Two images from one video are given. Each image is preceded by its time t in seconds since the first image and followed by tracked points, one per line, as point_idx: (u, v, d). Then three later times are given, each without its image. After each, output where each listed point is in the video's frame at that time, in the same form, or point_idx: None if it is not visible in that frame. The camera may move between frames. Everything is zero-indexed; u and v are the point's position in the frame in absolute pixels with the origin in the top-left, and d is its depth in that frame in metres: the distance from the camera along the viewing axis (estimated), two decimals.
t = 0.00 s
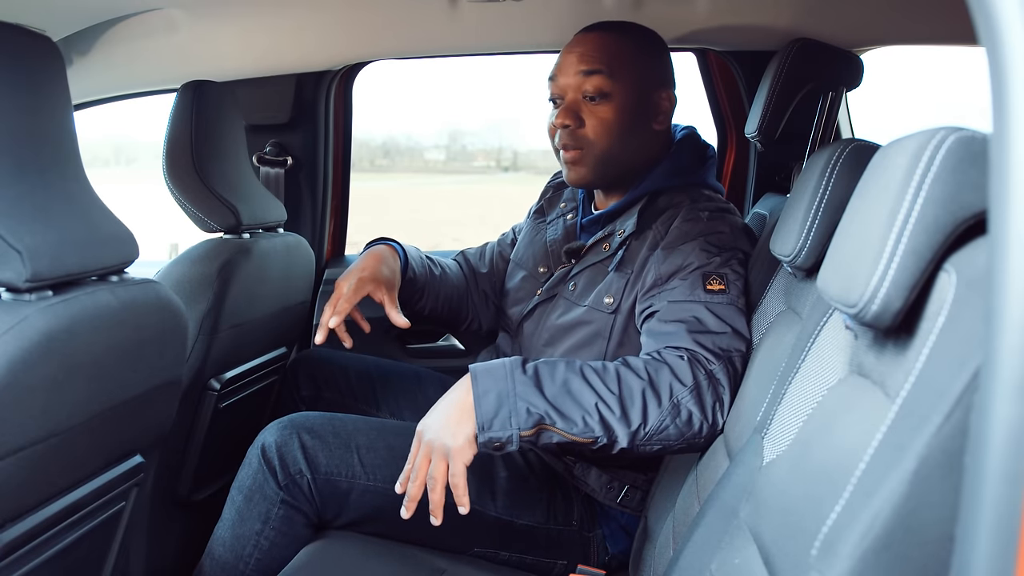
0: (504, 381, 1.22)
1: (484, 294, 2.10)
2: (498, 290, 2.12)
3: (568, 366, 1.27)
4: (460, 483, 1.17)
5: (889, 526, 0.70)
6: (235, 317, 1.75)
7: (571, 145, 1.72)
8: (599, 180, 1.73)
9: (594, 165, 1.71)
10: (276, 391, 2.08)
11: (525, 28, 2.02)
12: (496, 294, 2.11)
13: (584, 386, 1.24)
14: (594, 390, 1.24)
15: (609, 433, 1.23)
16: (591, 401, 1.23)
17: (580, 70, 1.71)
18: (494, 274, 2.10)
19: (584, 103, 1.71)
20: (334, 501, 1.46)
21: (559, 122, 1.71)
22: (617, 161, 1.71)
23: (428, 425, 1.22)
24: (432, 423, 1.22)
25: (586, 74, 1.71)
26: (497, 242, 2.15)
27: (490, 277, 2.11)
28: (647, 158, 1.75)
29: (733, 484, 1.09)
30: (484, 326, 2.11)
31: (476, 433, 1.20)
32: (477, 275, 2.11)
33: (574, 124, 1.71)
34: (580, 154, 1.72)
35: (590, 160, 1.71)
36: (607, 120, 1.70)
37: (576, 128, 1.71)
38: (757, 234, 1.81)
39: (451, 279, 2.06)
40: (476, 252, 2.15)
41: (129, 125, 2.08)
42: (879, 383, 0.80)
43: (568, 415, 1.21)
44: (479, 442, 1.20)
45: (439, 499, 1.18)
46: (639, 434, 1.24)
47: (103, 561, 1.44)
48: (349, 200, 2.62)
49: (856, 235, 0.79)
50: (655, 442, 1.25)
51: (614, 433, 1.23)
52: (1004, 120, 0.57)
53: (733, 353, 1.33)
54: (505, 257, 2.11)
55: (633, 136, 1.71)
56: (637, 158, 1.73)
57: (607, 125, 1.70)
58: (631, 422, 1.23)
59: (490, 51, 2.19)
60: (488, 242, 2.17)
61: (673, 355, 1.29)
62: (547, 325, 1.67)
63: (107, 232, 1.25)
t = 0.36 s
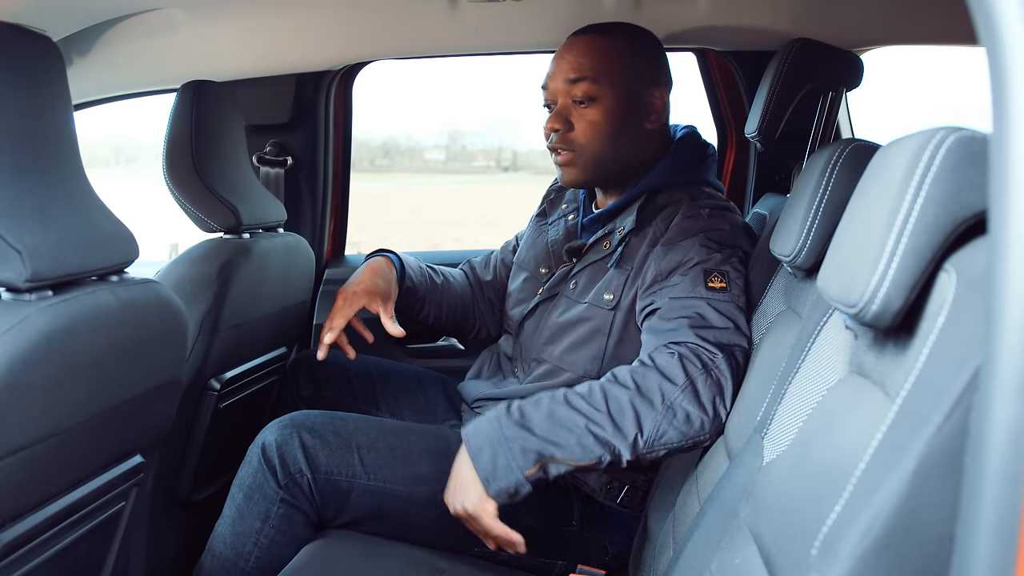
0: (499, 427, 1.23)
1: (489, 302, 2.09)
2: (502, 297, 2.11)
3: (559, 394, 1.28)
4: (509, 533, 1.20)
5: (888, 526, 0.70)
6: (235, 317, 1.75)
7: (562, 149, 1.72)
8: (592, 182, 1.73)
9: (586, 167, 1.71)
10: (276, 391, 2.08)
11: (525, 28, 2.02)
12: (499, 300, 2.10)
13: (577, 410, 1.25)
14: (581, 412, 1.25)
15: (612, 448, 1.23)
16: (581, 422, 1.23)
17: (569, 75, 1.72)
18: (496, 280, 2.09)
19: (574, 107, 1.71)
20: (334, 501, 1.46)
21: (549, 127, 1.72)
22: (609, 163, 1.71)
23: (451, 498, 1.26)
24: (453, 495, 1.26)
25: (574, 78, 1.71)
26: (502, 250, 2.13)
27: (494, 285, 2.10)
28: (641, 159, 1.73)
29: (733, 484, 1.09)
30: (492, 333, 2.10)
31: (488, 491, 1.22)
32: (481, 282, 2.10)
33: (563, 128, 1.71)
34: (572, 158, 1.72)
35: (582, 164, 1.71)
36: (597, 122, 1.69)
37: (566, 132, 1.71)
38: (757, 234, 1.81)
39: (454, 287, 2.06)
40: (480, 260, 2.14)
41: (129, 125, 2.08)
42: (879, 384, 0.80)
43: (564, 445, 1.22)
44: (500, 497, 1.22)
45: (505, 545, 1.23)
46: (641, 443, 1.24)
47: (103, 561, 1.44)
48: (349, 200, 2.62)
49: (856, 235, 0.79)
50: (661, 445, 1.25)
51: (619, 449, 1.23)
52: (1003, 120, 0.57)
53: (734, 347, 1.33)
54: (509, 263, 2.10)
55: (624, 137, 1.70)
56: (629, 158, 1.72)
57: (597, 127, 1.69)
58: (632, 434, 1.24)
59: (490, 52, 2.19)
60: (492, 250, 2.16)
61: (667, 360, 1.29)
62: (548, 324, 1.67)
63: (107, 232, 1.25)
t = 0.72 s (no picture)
0: (512, 547, 1.29)
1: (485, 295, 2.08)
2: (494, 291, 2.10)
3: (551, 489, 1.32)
4: None
5: (888, 526, 0.70)
6: (235, 317, 1.75)
7: (545, 155, 1.72)
8: (576, 184, 1.73)
9: (571, 170, 1.71)
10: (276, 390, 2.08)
11: (525, 28, 2.02)
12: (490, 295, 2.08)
13: (573, 496, 1.28)
14: (577, 494, 1.28)
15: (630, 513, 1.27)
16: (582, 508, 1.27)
17: (541, 82, 1.71)
18: (488, 274, 2.09)
19: (549, 112, 1.70)
20: (333, 492, 1.47)
21: (528, 137, 1.72)
22: (592, 164, 1.70)
23: None
24: None
25: (547, 84, 1.70)
26: (490, 245, 2.15)
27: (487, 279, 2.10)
28: (624, 157, 1.73)
29: (733, 484, 1.09)
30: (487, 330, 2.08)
31: None
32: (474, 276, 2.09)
33: (542, 136, 1.71)
34: (555, 163, 1.71)
35: (566, 167, 1.71)
36: (575, 125, 1.69)
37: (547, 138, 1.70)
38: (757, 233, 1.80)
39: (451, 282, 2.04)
40: (469, 255, 2.15)
41: (129, 125, 2.08)
42: (879, 383, 0.80)
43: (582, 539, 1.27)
44: None
45: None
46: (645, 490, 1.26)
47: (103, 561, 1.44)
48: (349, 200, 2.62)
49: (856, 235, 0.79)
50: (667, 483, 1.27)
51: (631, 505, 1.26)
52: (1003, 120, 0.57)
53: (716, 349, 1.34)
54: (498, 256, 2.12)
55: (603, 137, 1.70)
56: (612, 157, 1.72)
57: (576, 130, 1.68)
58: (632, 487, 1.26)
59: (491, 52, 2.19)
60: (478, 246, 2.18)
61: (640, 403, 1.31)
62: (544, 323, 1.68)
63: (107, 232, 1.25)
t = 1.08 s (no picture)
0: (519, 559, 1.29)
1: (463, 298, 2.10)
2: (480, 293, 2.11)
3: (557, 500, 1.32)
4: None
5: (889, 526, 0.70)
6: (235, 317, 1.75)
7: (532, 156, 1.67)
8: (563, 185, 1.70)
9: (557, 172, 1.67)
10: (276, 391, 2.08)
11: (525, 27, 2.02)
12: (478, 298, 2.10)
13: (580, 509, 1.28)
14: (585, 507, 1.28)
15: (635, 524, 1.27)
16: (589, 520, 1.27)
17: (529, 80, 1.65)
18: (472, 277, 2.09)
19: (537, 112, 1.65)
20: (333, 496, 1.48)
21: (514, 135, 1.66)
22: (581, 165, 1.67)
23: None
24: None
25: (533, 83, 1.64)
26: (475, 245, 2.13)
27: (472, 281, 2.10)
28: (611, 158, 1.71)
29: (733, 484, 1.09)
30: (469, 330, 2.11)
31: None
32: (454, 276, 2.10)
33: (529, 135, 1.66)
34: (542, 165, 1.67)
35: (552, 170, 1.67)
36: (564, 126, 1.64)
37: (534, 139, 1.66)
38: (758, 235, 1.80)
39: (428, 281, 2.07)
40: (453, 254, 2.14)
41: (129, 125, 2.08)
42: (879, 384, 0.80)
43: (589, 550, 1.27)
44: None
45: None
46: (653, 500, 1.27)
47: (103, 561, 1.44)
48: (349, 200, 2.62)
49: (857, 235, 0.79)
50: (676, 493, 1.28)
51: (639, 518, 1.27)
52: (1004, 119, 0.56)
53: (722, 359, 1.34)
54: (482, 260, 2.10)
55: (593, 138, 1.66)
56: (601, 157, 1.69)
57: (566, 131, 1.64)
58: (641, 500, 1.26)
59: (491, 52, 2.19)
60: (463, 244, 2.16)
61: (648, 415, 1.30)
62: (535, 331, 1.68)
63: (107, 232, 1.25)
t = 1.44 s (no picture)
0: None
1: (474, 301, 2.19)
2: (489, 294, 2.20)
3: (569, 522, 1.32)
4: None
5: (889, 526, 0.70)
6: (235, 317, 1.75)
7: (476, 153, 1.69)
8: (510, 180, 1.70)
9: (500, 169, 1.67)
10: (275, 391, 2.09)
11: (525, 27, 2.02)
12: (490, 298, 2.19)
13: (595, 532, 1.28)
14: (600, 530, 1.28)
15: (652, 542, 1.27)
16: (605, 542, 1.27)
17: (464, 79, 1.64)
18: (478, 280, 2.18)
19: (474, 111, 1.64)
20: (310, 463, 1.59)
21: (457, 134, 1.68)
22: (522, 160, 1.66)
23: None
24: None
25: (467, 83, 1.63)
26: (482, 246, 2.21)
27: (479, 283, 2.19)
28: (557, 151, 1.68)
29: (733, 484, 1.09)
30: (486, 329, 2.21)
31: None
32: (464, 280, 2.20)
33: (471, 135, 1.67)
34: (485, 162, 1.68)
35: (495, 167, 1.68)
36: (499, 125, 1.63)
37: (474, 137, 1.66)
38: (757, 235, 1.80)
39: (438, 287, 2.17)
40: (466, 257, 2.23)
41: (129, 125, 2.08)
42: (879, 383, 0.80)
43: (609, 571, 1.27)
44: None
45: None
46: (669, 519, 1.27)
47: (103, 561, 1.45)
48: (349, 200, 2.62)
49: (856, 235, 0.79)
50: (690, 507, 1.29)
51: (655, 536, 1.27)
52: (1003, 119, 0.56)
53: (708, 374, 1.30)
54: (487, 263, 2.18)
55: (531, 133, 1.64)
56: (543, 151, 1.67)
57: (500, 130, 1.63)
58: (656, 520, 1.26)
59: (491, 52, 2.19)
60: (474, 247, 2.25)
61: (650, 439, 1.28)
62: (500, 327, 1.69)
63: (107, 233, 1.25)
